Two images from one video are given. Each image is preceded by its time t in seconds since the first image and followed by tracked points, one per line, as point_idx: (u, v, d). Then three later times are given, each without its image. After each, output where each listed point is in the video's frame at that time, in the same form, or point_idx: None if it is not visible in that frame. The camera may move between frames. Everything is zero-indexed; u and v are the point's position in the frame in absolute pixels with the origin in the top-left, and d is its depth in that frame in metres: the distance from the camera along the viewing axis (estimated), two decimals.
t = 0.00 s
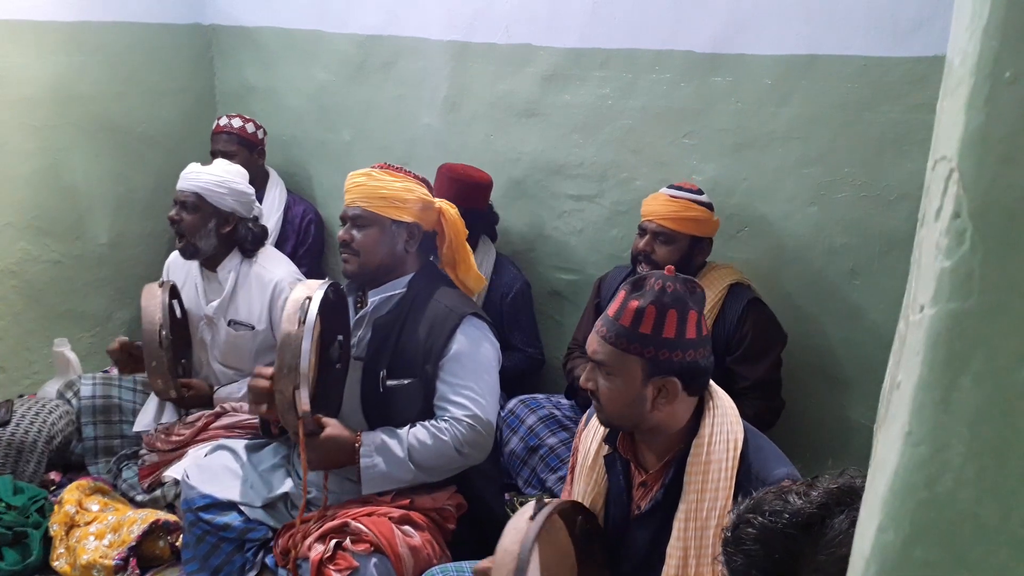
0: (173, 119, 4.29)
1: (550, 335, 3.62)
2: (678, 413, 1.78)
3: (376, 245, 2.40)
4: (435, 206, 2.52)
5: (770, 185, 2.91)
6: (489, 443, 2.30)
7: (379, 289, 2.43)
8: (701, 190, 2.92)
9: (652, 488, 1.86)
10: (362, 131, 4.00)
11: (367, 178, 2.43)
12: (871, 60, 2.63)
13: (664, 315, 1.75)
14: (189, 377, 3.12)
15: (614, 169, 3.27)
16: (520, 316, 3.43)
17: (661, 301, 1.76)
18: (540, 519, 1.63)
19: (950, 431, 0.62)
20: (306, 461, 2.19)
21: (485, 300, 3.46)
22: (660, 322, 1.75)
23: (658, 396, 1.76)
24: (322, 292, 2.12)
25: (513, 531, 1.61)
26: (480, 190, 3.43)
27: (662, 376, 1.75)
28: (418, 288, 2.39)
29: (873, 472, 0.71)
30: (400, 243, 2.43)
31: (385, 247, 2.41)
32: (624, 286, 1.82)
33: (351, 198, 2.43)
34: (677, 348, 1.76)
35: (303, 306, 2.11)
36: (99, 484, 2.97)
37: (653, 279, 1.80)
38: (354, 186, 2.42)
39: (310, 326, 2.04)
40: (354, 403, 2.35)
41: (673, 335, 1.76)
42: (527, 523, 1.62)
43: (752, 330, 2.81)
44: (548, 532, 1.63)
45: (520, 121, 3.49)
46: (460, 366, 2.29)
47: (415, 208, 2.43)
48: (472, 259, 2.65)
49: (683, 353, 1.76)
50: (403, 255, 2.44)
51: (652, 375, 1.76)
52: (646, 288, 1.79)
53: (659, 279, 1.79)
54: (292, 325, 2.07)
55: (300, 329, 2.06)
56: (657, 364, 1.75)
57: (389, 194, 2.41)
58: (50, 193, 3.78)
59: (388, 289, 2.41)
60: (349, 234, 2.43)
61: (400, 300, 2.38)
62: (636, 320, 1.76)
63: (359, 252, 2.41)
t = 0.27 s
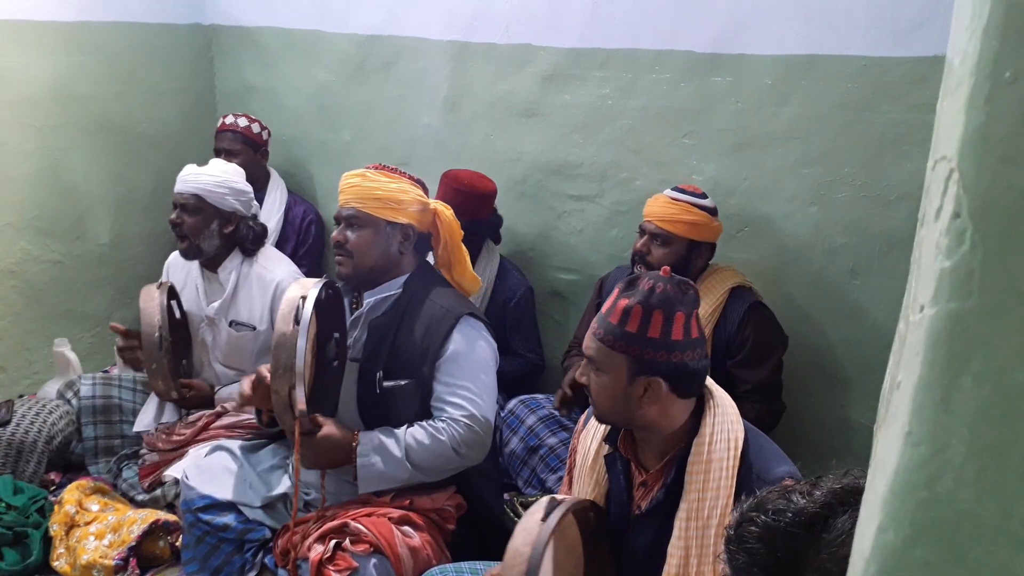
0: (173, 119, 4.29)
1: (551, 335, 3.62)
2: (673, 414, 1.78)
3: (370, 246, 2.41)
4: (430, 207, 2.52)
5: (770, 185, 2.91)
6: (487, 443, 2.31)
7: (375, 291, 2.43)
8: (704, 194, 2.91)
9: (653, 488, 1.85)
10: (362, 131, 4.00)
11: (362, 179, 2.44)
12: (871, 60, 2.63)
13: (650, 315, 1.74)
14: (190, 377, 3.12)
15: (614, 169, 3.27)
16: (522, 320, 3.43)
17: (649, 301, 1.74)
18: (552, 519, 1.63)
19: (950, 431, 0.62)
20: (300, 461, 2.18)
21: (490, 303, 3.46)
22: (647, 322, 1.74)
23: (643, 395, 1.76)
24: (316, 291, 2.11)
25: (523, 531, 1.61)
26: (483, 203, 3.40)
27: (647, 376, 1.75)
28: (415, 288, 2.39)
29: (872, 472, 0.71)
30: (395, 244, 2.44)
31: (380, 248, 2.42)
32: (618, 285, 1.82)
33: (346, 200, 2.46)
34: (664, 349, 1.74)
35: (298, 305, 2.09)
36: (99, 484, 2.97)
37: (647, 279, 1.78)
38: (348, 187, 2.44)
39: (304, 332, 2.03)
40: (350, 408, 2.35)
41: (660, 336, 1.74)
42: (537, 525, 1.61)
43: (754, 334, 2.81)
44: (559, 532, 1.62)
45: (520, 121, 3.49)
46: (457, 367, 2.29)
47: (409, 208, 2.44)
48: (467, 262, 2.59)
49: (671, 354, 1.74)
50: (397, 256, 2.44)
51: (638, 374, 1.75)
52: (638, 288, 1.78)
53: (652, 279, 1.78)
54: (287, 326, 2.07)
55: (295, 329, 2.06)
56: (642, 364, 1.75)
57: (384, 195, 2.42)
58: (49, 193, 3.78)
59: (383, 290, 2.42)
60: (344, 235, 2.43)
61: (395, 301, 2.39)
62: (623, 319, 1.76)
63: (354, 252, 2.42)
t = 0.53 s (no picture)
0: (173, 118, 4.28)
1: (550, 335, 3.61)
2: (669, 419, 1.78)
3: (367, 249, 2.39)
4: (427, 208, 2.51)
5: (770, 185, 2.91)
6: (485, 446, 2.31)
7: (373, 292, 2.42)
8: (711, 199, 2.90)
9: (650, 490, 1.85)
10: (362, 130, 4.00)
11: (359, 180, 2.42)
12: (871, 61, 2.63)
13: (633, 319, 1.74)
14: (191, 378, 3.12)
15: (614, 169, 3.27)
16: (522, 318, 3.43)
17: (633, 305, 1.74)
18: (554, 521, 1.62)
19: (950, 431, 0.62)
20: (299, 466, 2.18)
21: (489, 303, 3.45)
22: (630, 326, 1.74)
23: (627, 398, 1.75)
24: (309, 297, 2.10)
25: (525, 533, 1.60)
26: (482, 198, 3.40)
27: (628, 379, 1.74)
28: (411, 291, 2.38)
29: (873, 471, 0.71)
30: (392, 247, 2.42)
31: (377, 250, 2.40)
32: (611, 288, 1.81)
33: (342, 201, 2.43)
34: (643, 354, 1.73)
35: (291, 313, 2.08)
36: (99, 484, 2.97)
37: (639, 283, 1.77)
38: (345, 188, 2.42)
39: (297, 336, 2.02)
40: (347, 408, 2.36)
41: (642, 340, 1.73)
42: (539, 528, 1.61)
43: (756, 337, 2.80)
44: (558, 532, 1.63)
45: (520, 120, 3.49)
46: (454, 370, 2.28)
47: (407, 211, 2.43)
48: (465, 261, 2.62)
49: (653, 360, 1.72)
50: (394, 258, 2.43)
51: (621, 377, 1.75)
52: (631, 292, 1.78)
53: (644, 284, 1.77)
54: (281, 334, 2.05)
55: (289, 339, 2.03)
56: (625, 368, 1.74)
57: (382, 197, 2.40)
58: (49, 193, 3.78)
59: (379, 292, 2.41)
60: (341, 236, 2.42)
61: (392, 302, 2.38)
62: (608, 322, 1.76)
63: (351, 255, 2.40)
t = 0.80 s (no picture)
0: (173, 118, 4.28)
1: (550, 335, 3.61)
2: (669, 420, 1.77)
3: (366, 250, 2.39)
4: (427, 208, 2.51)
5: (770, 185, 2.91)
6: (486, 446, 2.31)
7: (372, 294, 2.43)
8: (722, 203, 2.90)
9: (649, 490, 1.85)
10: (362, 130, 4.00)
11: (358, 182, 2.41)
12: (871, 61, 2.63)
13: (629, 320, 1.74)
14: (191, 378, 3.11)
15: (614, 169, 3.27)
16: (522, 316, 3.44)
17: (629, 306, 1.74)
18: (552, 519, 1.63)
19: (950, 431, 0.62)
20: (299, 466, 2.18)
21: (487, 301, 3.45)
22: (626, 327, 1.74)
23: (626, 398, 1.75)
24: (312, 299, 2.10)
25: (523, 531, 1.60)
26: (478, 192, 3.41)
27: (626, 380, 1.74)
28: (411, 292, 2.38)
29: (873, 471, 0.71)
30: (392, 248, 2.42)
31: (377, 251, 2.40)
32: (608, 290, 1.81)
33: (341, 202, 2.43)
34: (640, 355, 1.73)
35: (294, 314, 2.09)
36: (99, 484, 2.96)
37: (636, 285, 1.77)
38: (344, 190, 2.41)
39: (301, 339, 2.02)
40: (348, 410, 2.36)
41: (638, 341, 1.73)
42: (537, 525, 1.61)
43: (757, 341, 2.81)
44: (556, 532, 1.62)
45: (520, 120, 3.49)
46: (454, 372, 2.28)
47: (406, 212, 2.42)
48: (464, 261, 2.61)
49: (650, 361, 1.72)
50: (395, 259, 2.43)
51: (619, 377, 1.75)
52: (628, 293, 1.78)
53: (640, 285, 1.77)
54: (285, 335, 2.05)
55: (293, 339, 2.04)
56: (623, 368, 1.74)
57: (382, 198, 2.40)
58: (49, 193, 3.78)
59: (378, 293, 2.42)
60: (341, 238, 2.41)
61: (391, 304, 2.40)
62: (606, 323, 1.77)
63: (351, 256, 2.40)
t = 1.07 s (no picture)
0: (173, 118, 4.29)
1: (550, 335, 3.61)
2: (666, 421, 1.77)
3: (367, 250, 2.38)
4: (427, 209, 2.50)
5: (770, 185, 2.91)
6: (482, 447, 2.30)
7: (370, 293, 2.41)
8: (722, 204, 2.90)
9: (649, 491, 1.85)
10: (362, 130, 4.00)
11: (360, 181, 2.40)
12: (871, 61, 2.63)
13: (629, 320, 1.74)
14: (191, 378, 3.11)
15: (614, 169, 3.27)
16: (520, 314, 3.43)
17: (628, 306, 1.75)
18: (549, 517, 1.63)
19: (950, 431, 0.62)
20: (293, 466, 2.20)
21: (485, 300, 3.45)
22: (625, 326, 1.74)
23: (625, 398, 1.75)
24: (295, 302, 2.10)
25: (520, 528, 1.62)
26: (470, 185, 3.43)
27: (625, 379, 1.74)
28: (408, 291, 2.38)
29: (873, 471, 0.71)
30: (392, 248, 2.41)
31: (377, 251, 2.39)
32: (607, 290, 1.82)
33: (341, 202, 2.42)
34: (639, 355, 1.73)
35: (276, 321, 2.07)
36: (99, 484, 2.96)
37: (636, 285, 1.77)
38: (345, 189, 2.40)
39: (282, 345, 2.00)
40: (347, 410, 2.36)
41: (637, 340, 1.73)
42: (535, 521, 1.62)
43: (757, 343, 2.81)
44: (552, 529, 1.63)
45: (520, 120, 3.49)
46: (450, 371, 2.28)
47: (407, 212, 2.41)
48: (465, 261, 2.60)
49: (648, 361, 1.72)
50: (395, 259, 2.42)
51: (618, 377, 1.75)
52: (628, 293, 1.77)
53: (640, 286, 1.77)
54: (268, 343, 2.03)
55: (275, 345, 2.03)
56: (622, 368, 1.74)
57: (383, 198, 2.38)
58: (49, 193, 3.78)
59: (377, 292, 2.40)
60: (341, 238, 2.40)
61: (391, 303, 2.38)
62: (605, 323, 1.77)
63: (351, 256, 2.39)
